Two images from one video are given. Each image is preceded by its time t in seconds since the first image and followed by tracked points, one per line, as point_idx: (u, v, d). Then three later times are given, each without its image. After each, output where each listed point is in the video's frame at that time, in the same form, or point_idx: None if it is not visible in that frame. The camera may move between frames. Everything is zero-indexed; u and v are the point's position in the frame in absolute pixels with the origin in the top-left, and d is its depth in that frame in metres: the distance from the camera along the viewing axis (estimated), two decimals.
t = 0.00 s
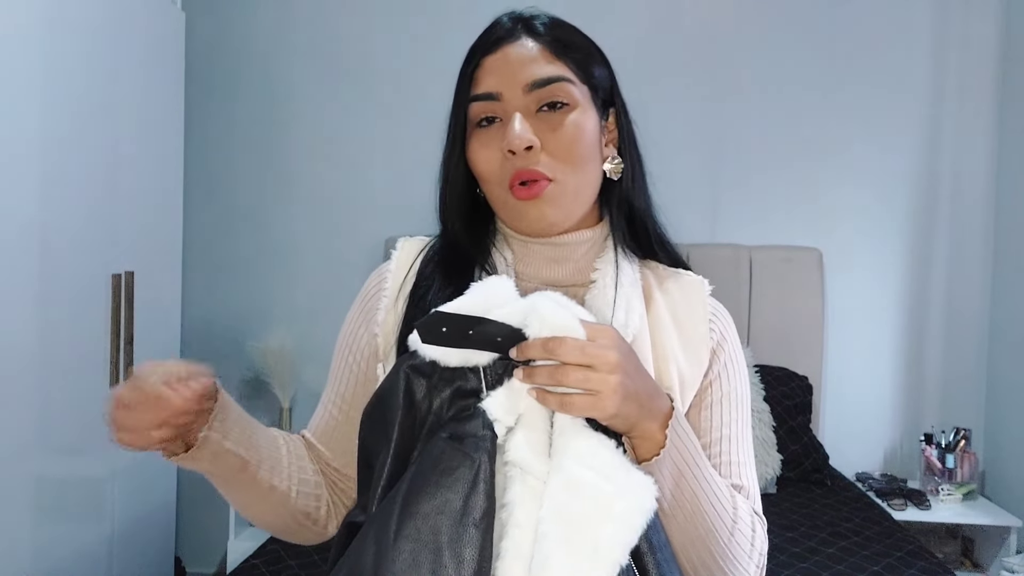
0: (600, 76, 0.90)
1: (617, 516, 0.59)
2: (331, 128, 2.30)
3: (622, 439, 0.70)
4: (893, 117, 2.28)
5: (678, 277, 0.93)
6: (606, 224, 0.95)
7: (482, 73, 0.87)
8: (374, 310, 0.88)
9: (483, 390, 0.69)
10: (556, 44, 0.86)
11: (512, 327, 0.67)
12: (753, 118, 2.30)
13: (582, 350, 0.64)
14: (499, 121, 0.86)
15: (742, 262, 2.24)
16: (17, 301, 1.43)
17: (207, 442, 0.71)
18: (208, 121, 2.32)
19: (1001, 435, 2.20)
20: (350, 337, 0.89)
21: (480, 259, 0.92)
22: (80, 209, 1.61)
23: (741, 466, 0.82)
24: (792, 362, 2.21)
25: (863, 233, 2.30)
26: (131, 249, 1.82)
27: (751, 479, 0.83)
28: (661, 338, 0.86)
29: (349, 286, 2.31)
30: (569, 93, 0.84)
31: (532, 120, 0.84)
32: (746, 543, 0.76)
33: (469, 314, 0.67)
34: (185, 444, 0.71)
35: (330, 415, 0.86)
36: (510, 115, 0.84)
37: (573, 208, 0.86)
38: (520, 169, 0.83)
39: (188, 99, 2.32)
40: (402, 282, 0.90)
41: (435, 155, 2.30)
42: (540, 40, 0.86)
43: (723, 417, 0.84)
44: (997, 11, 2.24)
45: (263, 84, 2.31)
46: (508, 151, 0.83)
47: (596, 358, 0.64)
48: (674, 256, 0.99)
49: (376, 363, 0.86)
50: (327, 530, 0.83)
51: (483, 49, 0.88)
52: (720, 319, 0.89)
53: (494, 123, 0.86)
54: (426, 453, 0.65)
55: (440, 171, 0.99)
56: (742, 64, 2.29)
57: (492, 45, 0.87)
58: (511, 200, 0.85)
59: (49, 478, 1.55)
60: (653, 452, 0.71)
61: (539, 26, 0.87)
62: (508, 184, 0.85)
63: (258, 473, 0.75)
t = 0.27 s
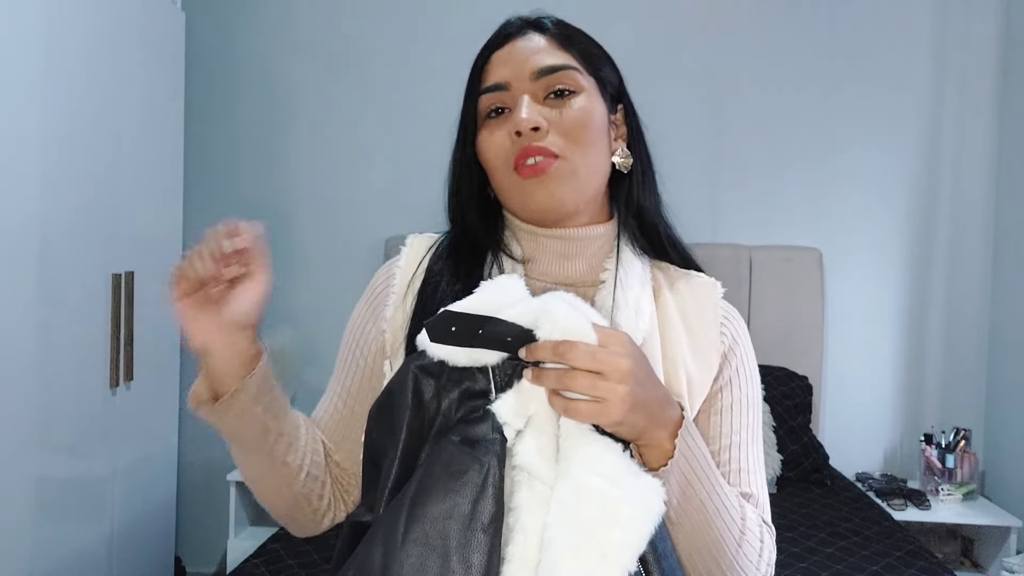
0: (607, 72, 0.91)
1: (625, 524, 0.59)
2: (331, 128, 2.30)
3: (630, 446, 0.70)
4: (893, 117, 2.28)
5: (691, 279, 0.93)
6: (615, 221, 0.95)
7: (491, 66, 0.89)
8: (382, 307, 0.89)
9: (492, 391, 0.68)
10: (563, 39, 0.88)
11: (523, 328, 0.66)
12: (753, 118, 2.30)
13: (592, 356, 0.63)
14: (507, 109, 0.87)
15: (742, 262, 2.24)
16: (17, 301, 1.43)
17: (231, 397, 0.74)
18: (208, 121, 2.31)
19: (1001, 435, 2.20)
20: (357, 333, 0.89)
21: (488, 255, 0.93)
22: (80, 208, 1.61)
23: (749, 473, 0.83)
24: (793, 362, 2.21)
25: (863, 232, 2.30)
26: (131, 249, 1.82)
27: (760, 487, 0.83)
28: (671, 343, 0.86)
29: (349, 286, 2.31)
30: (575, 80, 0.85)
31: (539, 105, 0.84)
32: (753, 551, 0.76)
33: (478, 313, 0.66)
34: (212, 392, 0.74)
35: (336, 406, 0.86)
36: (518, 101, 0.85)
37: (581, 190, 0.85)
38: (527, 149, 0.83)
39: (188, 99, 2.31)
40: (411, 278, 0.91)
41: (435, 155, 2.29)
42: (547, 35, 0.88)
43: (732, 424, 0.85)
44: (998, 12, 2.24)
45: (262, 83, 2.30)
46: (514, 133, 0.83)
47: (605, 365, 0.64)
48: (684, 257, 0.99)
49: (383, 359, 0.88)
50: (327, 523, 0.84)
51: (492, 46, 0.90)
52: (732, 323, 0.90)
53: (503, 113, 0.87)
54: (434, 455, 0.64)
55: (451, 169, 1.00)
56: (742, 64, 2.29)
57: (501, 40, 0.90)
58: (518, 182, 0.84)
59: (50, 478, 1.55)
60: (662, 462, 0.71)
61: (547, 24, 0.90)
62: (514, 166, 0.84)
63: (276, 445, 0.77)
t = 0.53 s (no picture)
0: (621, 76, 0.92)
1: (616, 519, 0.59)
2: (331, 128, 2.30)
3: (626, 444, 0.70)
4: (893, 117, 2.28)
5: (701, 283, 0.93)
6: (625, 223, 0.95)
7: (506, 66, 0.90)
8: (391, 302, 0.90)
9: (490, 386, 0.68)
10: (580, 41, 0.90)
11: (520, 322, 0.66)
12: (753, 118, 2.30)
13: (587, 351, 0.63)
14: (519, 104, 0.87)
15: (742, 262, 2.24)
16: (17, 301, 1.43)
17: (268, 373, 0.71)
18: (207, 121, 2.31)
19: (1001, 436, 2.20)
20: (365, 328, 0.90)
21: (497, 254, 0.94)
22: (80, 208, 1.61)
23: (754, 480, 0.81)
24: (793, 362, 2.21)
25: (863, 232, 2.30)
26: (131, 250, 1.82)
27: (766, 496, 0.81)
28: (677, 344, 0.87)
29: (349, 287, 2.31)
30: (587, 78, 0.86)
31: (551, 99, 0.84)
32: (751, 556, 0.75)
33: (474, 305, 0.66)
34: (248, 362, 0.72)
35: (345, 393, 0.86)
36: (530, 95, 0.85)
37: (589, 184, 0.84)
38: (534, 140, 0.82)
39: (188, 99, 2.31)
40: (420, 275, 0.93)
41: (435, 155, 2.29)
42: (564, 37, 0.90)
43: (738, 428, 0.84)
44: (998, 11, 2.24)
45: (262, 83, 2.30)
46: (523, 124, 0.83)
47: (598, 360, 0.63)
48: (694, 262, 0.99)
49: (392, 354, 0.87)
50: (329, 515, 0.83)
51: (509, 46, 0.92)
52: (741, 328, 0.90)
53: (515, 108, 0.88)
54: (433, 452, 0.65)
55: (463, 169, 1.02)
56: (742, 63, 2.28)
57: (518, 41, 0.91)
58: (525, 174, 0.83)
59: (50, 477, 1.55)
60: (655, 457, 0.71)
61: (564, 27, 0.91)
62: (521, 158, 0.83)
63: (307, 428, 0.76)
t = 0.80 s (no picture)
0: (644, 79, 0.91)
1: (625, 520, 0.59)
2: (331, 128, 2.30)
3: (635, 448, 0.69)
4: (893, 117, 2.28)
5: (715, 288, 0.93)
6: (639, 228, 0.96)
7: (527, 65, 0.90)
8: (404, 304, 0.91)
9: (501, 388, 0.68)
10: (601, 44, 0.89)
11: (530, 325, 0.66)
12: (753, 118, 2.30)
13: (595, 356, 0.63)
14: (536, 106, 0.87)
15: (742, 262, 2.24)
16: (18, 301, 1.43)
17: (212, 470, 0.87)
18: (207, 121, 2.31)
19: (1001, 435, 2.21)
20: (382, 333, 0.92)
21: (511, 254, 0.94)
22: (80, 208, 1.61)
23: (764, 488, 0.81)
24: (793, 362, 2.21)
25: (863, 232, 2.30)
26: (130, 249, 1.82)
27: (776, 504, 0.81)
28: (690, 347, 0.87)
29: (349, 287, 2.31)
30: (605, 82, 0.85)
31: (567, 103, 0.85)
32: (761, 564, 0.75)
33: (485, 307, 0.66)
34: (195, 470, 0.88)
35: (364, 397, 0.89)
36: (547, 98, 0.86)
37: (601, 190, 0.84)
38: (548, 146, 0.83)
39: (188, 99, 2.31)
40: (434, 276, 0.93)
41: (436, 155, 2.30)
42: (586, 39, 0.89)
43: (750, 435, 0.84)
44: (997, 11, 2.24)
45: (262, 83, 2.30)
46: (538, 128, 0.83)
47: (608, 366, 0.64)
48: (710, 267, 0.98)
49: (404, 355, 0.89)
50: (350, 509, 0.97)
51: (532, 46, 0.92)
52: (755, 333, 0.89)
53: (532, 110, 0.88)
54: (443, 453, 0.65)
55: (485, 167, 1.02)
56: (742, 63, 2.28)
57: (541, 41, 0.91)
58: (537, 177, 0.84)
59: (50, 478, 1.55)
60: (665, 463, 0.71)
61: (588, 29, 0.91)
62: (535, 161, 0.84)
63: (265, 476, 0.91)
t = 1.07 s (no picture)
0: (652, 82, 0.90)
1: (626, 523, 0.59)
2: (332, 128, 2.30)
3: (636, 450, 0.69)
4: (894, 117, 2.28)
5: (715, 289, 0.93)
6: (637, 232, 0.94)
7: (535, 60, 0.89)
8: (403, 306, 0.93)
9: (503, 387, 0.68)
10: (613, 43, 0.87)
11: (535, 325, 0.67)
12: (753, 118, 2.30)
13: (599, 358, 0.64)
14: (542, 104, 0.86)
15: (742, 262, 2.24)
16: (18, 301, 1.43)
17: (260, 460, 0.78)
18: (207, 121, 2.31)
19: (1001, 436, 2.21)
20: (382, 337, 0.94)
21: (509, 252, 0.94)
22: (80, 208, 1.61)
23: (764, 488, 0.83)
24: (793, 362, 2.21)
25: (864, 232, 2.30)
26: (130, 249, 1.82)
27: (774, 504, 0.82)
28: (688, 345, 0.87)
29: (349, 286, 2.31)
30: (614, 87, 0.85)
31: (574, 106, 0.84)
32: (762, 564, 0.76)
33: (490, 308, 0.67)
34: (232, 464, 0.76)
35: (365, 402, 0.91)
36: (554, 98, 0.85)
37: (601, 196, 0.84)
38: (553, 149, 0.82)
39: (187, 99, 2.31)
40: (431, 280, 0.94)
41: (436, 155, 2.30)
42: (597, 37, 0.87)
43: (750, 436, 0.85)
44: (997, 10, 2.24)
45: (262, 83, 2.30)
46: (542, 129, 0.82)
47: (611, 368, 0.64)
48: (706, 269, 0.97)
49: (403, 358, 0.90)
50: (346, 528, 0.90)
51: (541, 39, 0.90)
52: (754, 335, 0.89)
53: (537, 107, 0.87)
54: (448, 453, 0.64)
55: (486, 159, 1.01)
56: (742, 63, 2.28)
57: (551, 35, 0.89)
58: (537, 178, 0.84)
59: (49, 478, 1.55)
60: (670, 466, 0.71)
61: (599, 25, 0.89)
62: (537, 162, 0.84)
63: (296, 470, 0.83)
